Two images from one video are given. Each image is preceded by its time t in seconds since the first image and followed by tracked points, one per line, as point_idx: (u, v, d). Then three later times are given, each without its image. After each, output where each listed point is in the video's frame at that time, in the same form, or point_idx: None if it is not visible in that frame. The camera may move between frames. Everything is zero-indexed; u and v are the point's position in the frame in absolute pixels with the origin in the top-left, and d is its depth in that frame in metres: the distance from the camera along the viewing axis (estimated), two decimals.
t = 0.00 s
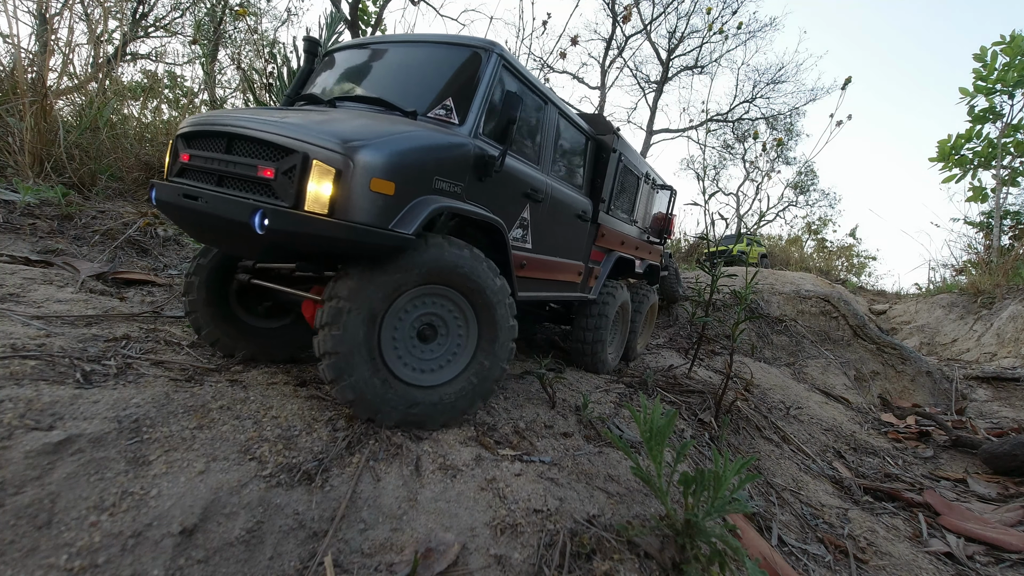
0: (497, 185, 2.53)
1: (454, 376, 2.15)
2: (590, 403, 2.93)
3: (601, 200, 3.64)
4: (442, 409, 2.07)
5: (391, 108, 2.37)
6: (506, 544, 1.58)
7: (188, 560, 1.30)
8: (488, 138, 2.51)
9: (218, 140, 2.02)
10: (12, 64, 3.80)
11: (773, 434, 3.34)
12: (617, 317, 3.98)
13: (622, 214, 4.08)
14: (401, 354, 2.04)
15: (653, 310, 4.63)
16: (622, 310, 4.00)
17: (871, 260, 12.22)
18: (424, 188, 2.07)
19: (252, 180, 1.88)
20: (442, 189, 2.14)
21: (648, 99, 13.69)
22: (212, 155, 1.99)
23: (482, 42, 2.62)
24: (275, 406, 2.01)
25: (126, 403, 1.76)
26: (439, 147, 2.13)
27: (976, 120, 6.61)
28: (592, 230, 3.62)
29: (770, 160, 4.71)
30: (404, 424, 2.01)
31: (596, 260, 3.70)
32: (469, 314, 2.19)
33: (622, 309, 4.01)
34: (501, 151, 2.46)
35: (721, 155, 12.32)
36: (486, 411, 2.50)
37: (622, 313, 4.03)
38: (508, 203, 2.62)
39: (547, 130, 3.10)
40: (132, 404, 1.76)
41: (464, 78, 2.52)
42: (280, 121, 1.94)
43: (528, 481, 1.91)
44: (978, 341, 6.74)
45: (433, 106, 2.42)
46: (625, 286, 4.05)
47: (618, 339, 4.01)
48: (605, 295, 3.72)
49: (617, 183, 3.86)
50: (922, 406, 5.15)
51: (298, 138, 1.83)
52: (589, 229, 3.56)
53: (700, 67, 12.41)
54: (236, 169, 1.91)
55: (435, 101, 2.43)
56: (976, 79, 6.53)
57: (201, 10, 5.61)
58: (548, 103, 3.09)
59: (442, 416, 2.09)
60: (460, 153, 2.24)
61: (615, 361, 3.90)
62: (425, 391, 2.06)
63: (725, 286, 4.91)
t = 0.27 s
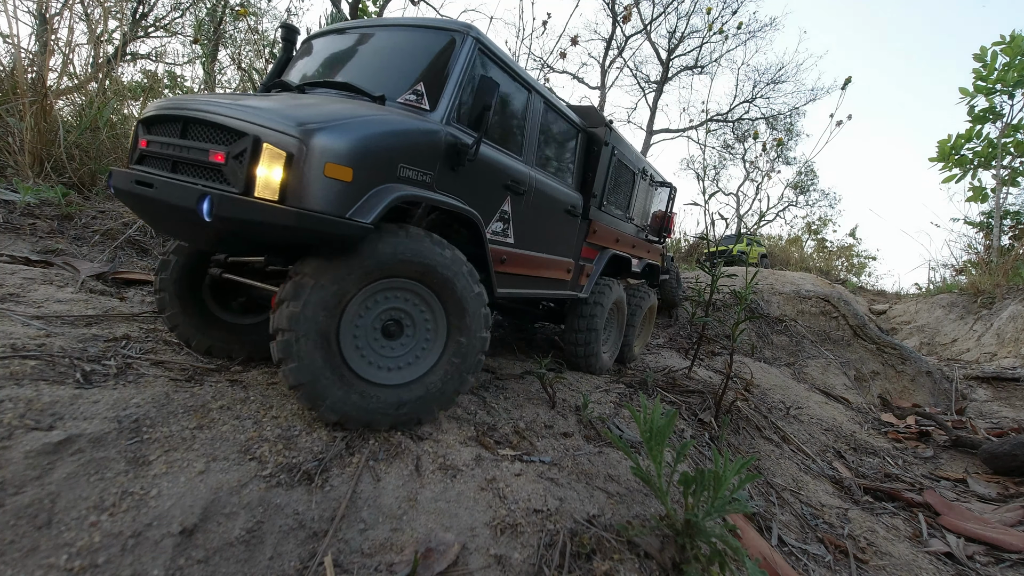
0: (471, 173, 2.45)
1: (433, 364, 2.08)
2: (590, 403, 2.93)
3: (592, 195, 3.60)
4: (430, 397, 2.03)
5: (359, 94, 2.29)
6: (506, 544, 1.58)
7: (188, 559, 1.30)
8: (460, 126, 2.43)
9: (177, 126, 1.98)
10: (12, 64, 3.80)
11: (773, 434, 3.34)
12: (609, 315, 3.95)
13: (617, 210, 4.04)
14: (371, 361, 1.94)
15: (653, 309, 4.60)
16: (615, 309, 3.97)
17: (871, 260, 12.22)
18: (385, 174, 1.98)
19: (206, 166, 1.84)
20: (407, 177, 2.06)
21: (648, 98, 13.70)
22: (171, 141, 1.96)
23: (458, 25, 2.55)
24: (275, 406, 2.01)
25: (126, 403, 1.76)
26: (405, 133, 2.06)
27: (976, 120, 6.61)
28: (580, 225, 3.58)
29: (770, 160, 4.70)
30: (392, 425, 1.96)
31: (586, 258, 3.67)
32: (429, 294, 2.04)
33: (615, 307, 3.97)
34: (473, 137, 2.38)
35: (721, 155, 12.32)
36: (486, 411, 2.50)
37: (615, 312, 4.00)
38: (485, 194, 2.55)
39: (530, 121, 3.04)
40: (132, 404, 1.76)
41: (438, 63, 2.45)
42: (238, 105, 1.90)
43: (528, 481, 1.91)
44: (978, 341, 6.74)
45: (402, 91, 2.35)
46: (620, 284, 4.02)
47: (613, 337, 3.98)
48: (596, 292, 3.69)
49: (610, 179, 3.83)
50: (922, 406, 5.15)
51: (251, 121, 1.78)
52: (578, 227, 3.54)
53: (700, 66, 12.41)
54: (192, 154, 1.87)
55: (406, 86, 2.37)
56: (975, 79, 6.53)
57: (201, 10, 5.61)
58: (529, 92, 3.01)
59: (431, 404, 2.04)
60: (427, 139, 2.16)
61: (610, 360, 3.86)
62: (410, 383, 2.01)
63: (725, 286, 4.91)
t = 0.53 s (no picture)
0: (396, 146, 2.07)
1: (345, 343, 1.81)
2: (590, 403, 2.93)
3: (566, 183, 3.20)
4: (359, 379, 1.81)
5: (258, 48, 1.90)
6: (506, 544, 1.58)
7: (188, 559, 1.30)
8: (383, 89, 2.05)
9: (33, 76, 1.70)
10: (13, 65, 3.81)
11: (773, 434, 3.34)
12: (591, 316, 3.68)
13: (601, 202, 3.65)
14: (272, 370, 1.71)
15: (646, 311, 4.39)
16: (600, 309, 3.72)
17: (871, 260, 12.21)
18: (272, 139, 1.64)
19: (50, 121, 1.55)
20: (293, 141, 1.69)
21: (648, 99, 13.73)
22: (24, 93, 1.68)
23: None
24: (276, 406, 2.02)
25: (126, 403, 1.76)
26: (290, 88, 1.69)
27: (976, 120, 6.61)
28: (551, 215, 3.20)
29: (770, 160, 4.70)
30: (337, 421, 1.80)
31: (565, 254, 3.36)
32: (304, 268, 1.72)
33: (598, 306, 3.68)
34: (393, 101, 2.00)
35: (721, 155, 12.33)
36: (486, 411, 2.50)
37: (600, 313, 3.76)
38: (419, 173, 2.19)
39: (489, 93, 2.63)
40: (132, 404, 1.76)
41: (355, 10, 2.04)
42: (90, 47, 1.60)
43: (528, 481, 1.91)
44: (978, 341, 6.74)
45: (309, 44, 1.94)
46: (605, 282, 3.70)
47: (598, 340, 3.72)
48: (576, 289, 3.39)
49: (590, 167, 3.44)
50: (922, 406, 5.15)
51: (88, 66, 1.47)
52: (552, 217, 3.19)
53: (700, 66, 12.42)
54: (38, 108, 1.59)
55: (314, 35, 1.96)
56: (976, 79, 6.53)
57: (202, 10, 5.62)
58: (487, 58, 2.58)
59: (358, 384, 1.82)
60: (333, 102, 1.81)
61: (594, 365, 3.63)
62: (329, 369, 1.79)
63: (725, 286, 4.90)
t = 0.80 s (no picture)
0: (291, 117, 1.65)
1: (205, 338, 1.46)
2: (590, 403, 2.93)
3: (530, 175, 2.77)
4: (238, 374, 1.49)
5: None
6: (506, 544, 1.57)
7: (188, 559, 1.30)
8: (267, 40, 1.60)
9: None
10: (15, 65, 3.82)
11: (773, 434, 3.34)
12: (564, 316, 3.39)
13: (577, 197, 3.22)
14: (106, 391, 1.37)
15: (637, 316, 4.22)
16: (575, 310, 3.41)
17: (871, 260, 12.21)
18: (81, 93, 1.24)
19: None
20: (123, 101, 1.30)
21: (648, 99, 13.68)
22: None
23: None
24: (276, 406, 2.03)
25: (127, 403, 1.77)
26: (116, 30, 1.28)
27: (976, 120, 6.61)
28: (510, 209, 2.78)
29: (771, 160, 4.70)
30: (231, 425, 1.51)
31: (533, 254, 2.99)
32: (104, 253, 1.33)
33: (572, 306, 3.37)
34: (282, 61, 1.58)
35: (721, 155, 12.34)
36: (486, 411, 2.50)
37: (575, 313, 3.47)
38: (322, 149, 1.76)
39: (435, 65, 2.21)
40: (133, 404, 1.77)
41: None
42: None
43: (528, 481, 1.91)
44: (978, 341, 6.74)
45: None
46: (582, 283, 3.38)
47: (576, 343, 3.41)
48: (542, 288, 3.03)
49: (562, 157, 3.00)
50: (922, 406, 5.15)
51: None
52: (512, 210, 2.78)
53: (700, 66, 12.43)
54: None
55: None
56: (976, 79, 6.53)
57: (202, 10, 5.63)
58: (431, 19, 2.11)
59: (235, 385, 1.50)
60: (186, 50, 1.39)
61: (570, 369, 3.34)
62: (185, 372, 1.45)
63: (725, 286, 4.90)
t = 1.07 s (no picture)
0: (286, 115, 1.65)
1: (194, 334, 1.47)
2: (590, 403, 2.93)
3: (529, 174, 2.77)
4: (230, 375, 1.48)
5: None
6: (506, 544, 1.58)
7: (188, 559, 1.30)
8: (259, 37, 1.59)
9: None
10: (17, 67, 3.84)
11: (773, 434, 3.34)
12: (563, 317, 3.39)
13: (576, 196, 3.23)
14: (94, 394, 1.37)
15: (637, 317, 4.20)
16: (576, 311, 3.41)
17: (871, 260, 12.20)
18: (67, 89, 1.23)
19: None
20: (113, 97, 1.29)
21: (648, 99, 13.70)
22: None
23: None
24: (276, 406, 2.03)
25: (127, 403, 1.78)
26: (108, 26, 1.28)
27: (976, 120, 6.61)
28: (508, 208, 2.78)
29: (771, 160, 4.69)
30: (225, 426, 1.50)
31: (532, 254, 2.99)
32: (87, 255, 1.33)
33: (571, 307, 3.37)
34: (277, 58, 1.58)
35: (722, 155, 12.35)
36: (486, 411, 2.51)
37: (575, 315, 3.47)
38: (317, 149, 1.75)
39: (431, 65, 2.20)
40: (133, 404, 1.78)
41: None
42: None
43: (528, 481, 1.91)
44: (978, 341, 6.74)
45: None
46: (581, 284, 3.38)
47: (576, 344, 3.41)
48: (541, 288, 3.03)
49: (562, 156, 3.00)
50: (922, 406, 5.15)
51: None
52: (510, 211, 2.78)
53: (700, 66, 12.44)
54: None
55: None
56: (975, 79, 6.53)
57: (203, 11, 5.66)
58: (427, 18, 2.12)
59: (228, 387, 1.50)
60: (175, 47, 1.38)
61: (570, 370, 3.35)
62: (175, 373, 1.45)
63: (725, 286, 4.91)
